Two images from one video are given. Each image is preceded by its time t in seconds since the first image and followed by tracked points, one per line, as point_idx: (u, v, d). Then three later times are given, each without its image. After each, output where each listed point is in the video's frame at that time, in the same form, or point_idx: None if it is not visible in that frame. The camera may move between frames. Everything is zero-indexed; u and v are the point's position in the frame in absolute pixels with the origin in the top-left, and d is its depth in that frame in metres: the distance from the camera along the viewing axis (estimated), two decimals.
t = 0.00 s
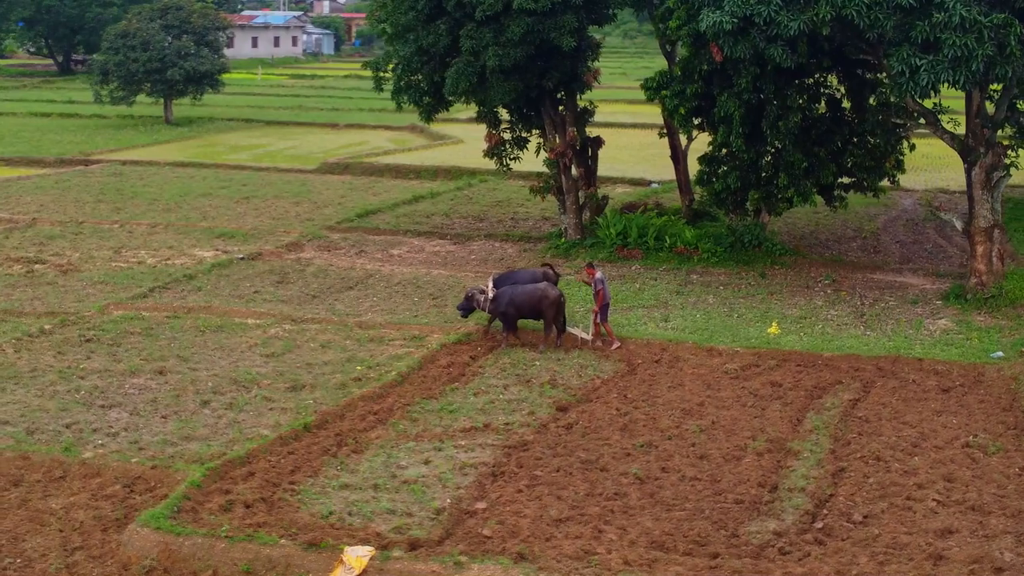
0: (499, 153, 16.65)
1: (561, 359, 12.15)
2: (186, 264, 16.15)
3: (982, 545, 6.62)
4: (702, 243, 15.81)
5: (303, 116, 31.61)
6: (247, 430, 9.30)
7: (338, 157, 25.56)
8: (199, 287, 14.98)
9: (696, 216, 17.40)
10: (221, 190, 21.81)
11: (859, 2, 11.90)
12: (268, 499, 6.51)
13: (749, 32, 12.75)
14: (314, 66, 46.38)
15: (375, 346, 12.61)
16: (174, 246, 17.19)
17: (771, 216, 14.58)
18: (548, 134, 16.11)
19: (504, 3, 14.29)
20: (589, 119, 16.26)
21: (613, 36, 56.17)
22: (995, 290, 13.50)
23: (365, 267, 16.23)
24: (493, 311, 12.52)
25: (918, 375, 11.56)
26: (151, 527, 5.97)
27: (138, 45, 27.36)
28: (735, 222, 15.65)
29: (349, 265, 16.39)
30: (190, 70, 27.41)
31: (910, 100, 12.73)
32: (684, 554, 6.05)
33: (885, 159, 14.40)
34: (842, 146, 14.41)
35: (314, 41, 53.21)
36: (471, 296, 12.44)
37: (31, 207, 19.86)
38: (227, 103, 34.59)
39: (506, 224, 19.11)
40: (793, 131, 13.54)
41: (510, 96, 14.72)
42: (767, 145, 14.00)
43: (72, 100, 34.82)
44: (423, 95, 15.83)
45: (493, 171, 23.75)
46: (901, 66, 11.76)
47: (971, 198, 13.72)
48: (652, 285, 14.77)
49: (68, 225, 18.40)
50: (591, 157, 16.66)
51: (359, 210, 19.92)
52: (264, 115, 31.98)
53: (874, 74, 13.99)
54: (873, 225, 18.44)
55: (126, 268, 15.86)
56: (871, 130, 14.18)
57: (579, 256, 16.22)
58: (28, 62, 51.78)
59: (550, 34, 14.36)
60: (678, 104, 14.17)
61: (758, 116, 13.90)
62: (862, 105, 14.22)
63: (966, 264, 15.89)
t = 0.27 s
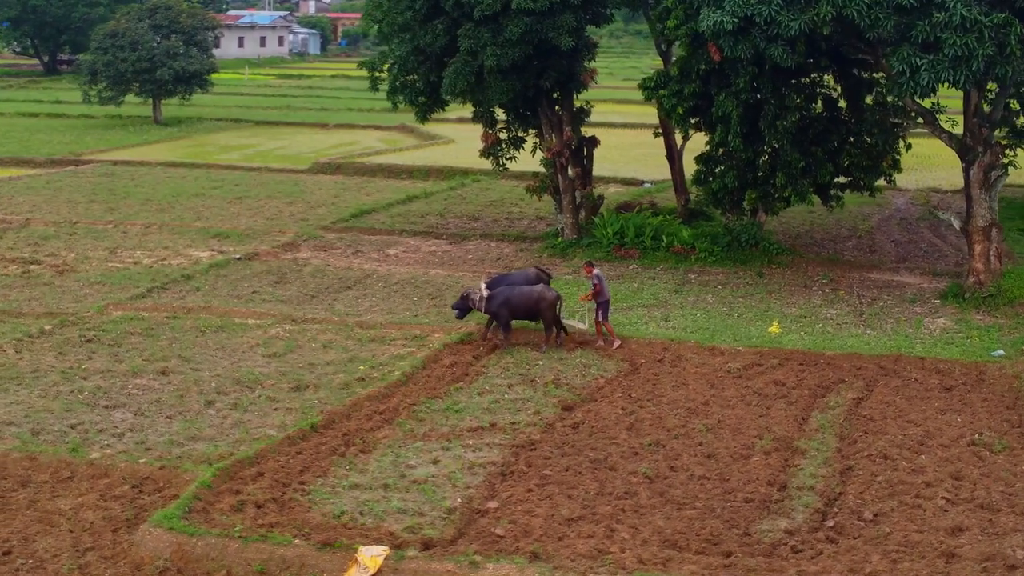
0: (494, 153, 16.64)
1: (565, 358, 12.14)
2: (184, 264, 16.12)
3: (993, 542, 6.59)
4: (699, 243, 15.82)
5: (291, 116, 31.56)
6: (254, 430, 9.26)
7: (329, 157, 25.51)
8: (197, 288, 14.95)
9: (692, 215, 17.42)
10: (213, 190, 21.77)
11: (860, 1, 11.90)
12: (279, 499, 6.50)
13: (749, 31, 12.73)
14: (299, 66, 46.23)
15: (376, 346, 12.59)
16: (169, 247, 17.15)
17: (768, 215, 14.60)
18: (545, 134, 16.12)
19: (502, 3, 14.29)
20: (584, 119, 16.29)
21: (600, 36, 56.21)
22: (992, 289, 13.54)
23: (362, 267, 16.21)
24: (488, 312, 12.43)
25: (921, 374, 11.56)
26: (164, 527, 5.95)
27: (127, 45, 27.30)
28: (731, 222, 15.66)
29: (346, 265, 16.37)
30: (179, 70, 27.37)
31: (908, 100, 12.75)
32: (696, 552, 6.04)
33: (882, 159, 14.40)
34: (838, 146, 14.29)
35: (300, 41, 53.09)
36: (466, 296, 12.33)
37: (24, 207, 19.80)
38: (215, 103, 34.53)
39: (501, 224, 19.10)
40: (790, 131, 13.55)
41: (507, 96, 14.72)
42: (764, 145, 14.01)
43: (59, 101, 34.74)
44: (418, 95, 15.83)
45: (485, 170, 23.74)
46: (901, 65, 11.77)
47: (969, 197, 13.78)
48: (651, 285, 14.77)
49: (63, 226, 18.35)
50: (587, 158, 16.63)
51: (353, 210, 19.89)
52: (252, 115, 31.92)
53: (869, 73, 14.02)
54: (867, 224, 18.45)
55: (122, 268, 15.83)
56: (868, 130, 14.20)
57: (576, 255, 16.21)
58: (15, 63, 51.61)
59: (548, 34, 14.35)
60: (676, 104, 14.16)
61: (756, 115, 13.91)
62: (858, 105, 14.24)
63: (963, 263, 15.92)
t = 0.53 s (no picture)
0: (487, 152, 16.62)
1: (565, 357, 12.13)
2: (177, 264, 16.07)
3: (1001, 540, 6.58)
4: (693, 242, 15.84)
5: (276, 117, 31.48)
6: (257, 430, 9.23)
7: (317, 157, 25.45)
8: (192, 288, 14.91)
9: (684, 214, 17.44)
10: (202, 190, 21.72)
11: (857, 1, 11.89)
12: (287, 499, 6.48)
13: (746, 30, 12.72)
14: (284, 66, 46.06)
15: (374, 346, 12.56)
16: (161, 247, 17.10)
17: (761, 213, 14.65)
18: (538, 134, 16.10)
19: (497, 3, 14.27)
20: (577, 119, 16.32)
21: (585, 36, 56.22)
22: (987, 287, 13.59)
23: (356, 267, 16.19)
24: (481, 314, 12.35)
25: (920, 372, 11.58)
26: (173, 528, 5.93)
27: (112, 45, 27.20)
28: (725, 220, 15.70)
29: (340, 265, 16.34)
30: (165, 70, 27.29)
31: (902, 100, 12.76)
32: (706, 551, 6.04)
33: (875, 157, 14.40)
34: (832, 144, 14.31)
35: (283, 40, 52.83)
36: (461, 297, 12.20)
37: (12, 208, 19.71)
38: (200, 103, 34.43)
39: (492, 223, 19.08)
40: (784, 130, 13.57)
41: (502, 95, 14.70)
42: (758, 144, 14.04)
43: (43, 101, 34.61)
44: (411, 94, 15.81)
45: (474, 170, 23.72)
46: (898, 64, 11.78)
47: (964, 196, 13.81)
48: (646, 284, 14.78)
49: (53, 226, 18.27)
50: (578, 157, 16.67)
51: (344, 210, 19.86)
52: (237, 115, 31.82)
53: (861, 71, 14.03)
54: (858, 223, 18.49)
55: (115, 268, 15.78)
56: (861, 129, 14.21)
57: (569, 255, 16.20)
58: None
59: (543, 33, 14.34)
60: (670, 103, 14.16)
61: (750, 114, 13.91)
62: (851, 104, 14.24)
63: (956, 261, 15.97)
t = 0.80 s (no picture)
0: (479, 153, 16.61)
1: (564, 356, 12.13)
2: (170, 265, 16.01)
3: (1007, 537, 6.58)
4: (686, 241, 15.86)
5: (259, 117, 31.38)
6: (259, 430, 9.20)
7: (304, 157, 25.38)
8: (186, 288, 14.87)
9: (676, 213, 17.46)
10: (191, 190, 21.68)
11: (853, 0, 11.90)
12: (294, 499, 6.47)
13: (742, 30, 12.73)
14: (267, 66, 45.88)
15: (372, 346, 12.54)
16: (152, 248, 17.04)
17: (754, 212, 14.69)
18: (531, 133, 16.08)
19: (491, 3, 14.24)
20: (568, 119, 16.34)
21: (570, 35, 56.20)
22: (980, 286, 13.65)
23: (349, 267, 16.16)
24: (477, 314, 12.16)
25: (918, 370, 11.60)
26: (182, 529, 5.91)
27: (97, 45, 27.07)
28: (718, 219, 15.73)
29: (333, 265, 16.31)
30: (150, 70, 27.19)
31: (896, 99, 12.79)
32: (715, 549, 6.05)
33: (868, 156, 14.42)
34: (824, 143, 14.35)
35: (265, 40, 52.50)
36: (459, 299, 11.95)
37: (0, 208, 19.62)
38: (184, 103, 34.32)
39: (483, 223, 19.05)
40: (778, 129, 13.60)
41: (495, 95, 14.69)
42: (752, 143, 14.07)
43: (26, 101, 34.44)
44: (402, 94, 15.79)
45: (463, 170, 23.69)
46: (894, 64, 11.80)
47: (957, 195, 13.84)
48: (641, 283, 14.78)
49: (43, 227, 18.19)
50: (570, 158, 16.64)
51: (334, 210, 19.81)
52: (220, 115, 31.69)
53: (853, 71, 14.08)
54: (848, 222, 18.53)
55: (107, 269, 15.72)
56: (855, 129, 14.25)
57: (562, 254, 16.19)
58: None
59: (537, 33, 14.33)
60: (664, 102, 14.18)
61: (743, 114, 13.94)
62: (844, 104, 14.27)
63: (948, 260, 16.02)
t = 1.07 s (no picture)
0: (470, 152, 16.61)
1: (560, 356, 12.12)
2: (161, 265, 15.96)
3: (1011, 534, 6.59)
4: (677, 241, 15.88)
5: (240, 116, 31.28)
6: (260, 430, 9.17)
7: (290, 157, 25.33)
8: (179, 289, 14.82)
9: (666, 212, 17.51)
10: (178, 190, 21.62)
11: None
12: (300, 499, 6.45)
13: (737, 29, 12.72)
14: (247, 66, 45.57)
15: (368, 346, 12.51)
16: (141, 248, 16.98)
17: (745, 211, 14.72)
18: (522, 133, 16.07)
19: (484, 2, 14.22)
20: (557, 121, 16.32)
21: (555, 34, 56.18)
22: (972, 284, 13.70)
23: (341, 267, 16.13)
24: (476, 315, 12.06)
25: (913, 368, 11.63)
26: (189, 529, 5.88)
27: (80, 45, 26.94)
28: (709, 219, 15.76)
29: (325, 265, 16.28)
30: (133, 70, 27.10)
31: (889, 98, 12.81)
32: (722, 547, 6.06)
33: (859, 155, 14.46)
34: (815, 142, 14.38)
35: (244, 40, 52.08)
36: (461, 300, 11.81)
37: None
38: (167, 103, 34.23)
39: (472, 223, 19.04)
40: (770, 129, 13.62)
41: (487, 95, 14.66)
42: (744, 142, 14.08)
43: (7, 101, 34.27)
44: (392, 94, 15.75)
45: (450, 170, 23.66)
46: (888, 63, 11.83)
47: (948, 193, 13.88)
48: (634, 282, 14.79)
49: (30, 228, 18.11)
50: (558, 159, 16.66)
51: (323, 210, 19.77)
52: (201, 114, 31.59)
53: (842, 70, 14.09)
54: (836, 221, 18.57)
55: (98, 270, 15.65)
56: (846, 128, 14.27)
57: (554, 254, 16.19)
58: None
59: (530, 32, 14.31)
60: (655, 102, 14.16)
61: (735, 113, 13.95)
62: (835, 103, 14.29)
63: (938, 259, 16.08)
